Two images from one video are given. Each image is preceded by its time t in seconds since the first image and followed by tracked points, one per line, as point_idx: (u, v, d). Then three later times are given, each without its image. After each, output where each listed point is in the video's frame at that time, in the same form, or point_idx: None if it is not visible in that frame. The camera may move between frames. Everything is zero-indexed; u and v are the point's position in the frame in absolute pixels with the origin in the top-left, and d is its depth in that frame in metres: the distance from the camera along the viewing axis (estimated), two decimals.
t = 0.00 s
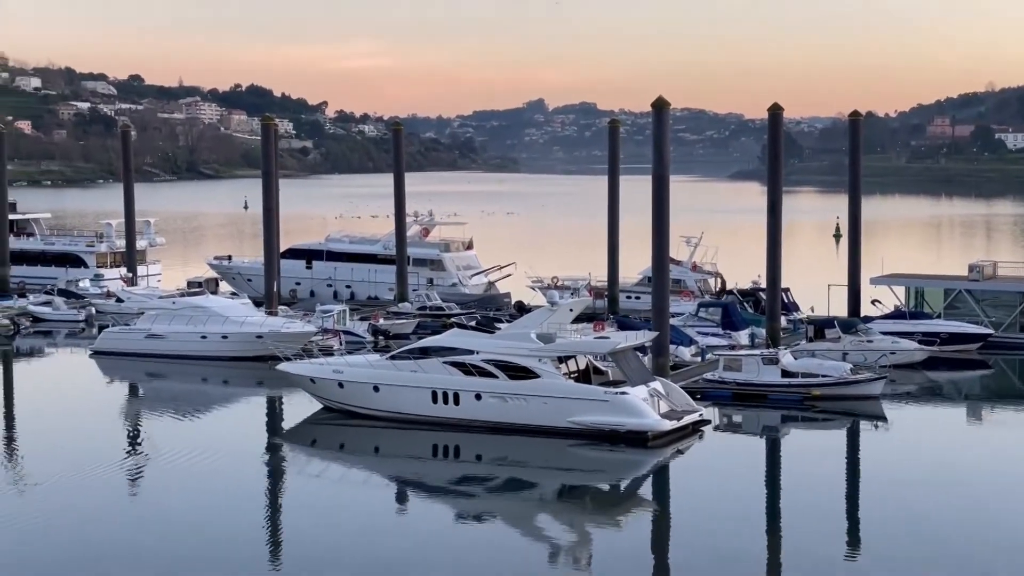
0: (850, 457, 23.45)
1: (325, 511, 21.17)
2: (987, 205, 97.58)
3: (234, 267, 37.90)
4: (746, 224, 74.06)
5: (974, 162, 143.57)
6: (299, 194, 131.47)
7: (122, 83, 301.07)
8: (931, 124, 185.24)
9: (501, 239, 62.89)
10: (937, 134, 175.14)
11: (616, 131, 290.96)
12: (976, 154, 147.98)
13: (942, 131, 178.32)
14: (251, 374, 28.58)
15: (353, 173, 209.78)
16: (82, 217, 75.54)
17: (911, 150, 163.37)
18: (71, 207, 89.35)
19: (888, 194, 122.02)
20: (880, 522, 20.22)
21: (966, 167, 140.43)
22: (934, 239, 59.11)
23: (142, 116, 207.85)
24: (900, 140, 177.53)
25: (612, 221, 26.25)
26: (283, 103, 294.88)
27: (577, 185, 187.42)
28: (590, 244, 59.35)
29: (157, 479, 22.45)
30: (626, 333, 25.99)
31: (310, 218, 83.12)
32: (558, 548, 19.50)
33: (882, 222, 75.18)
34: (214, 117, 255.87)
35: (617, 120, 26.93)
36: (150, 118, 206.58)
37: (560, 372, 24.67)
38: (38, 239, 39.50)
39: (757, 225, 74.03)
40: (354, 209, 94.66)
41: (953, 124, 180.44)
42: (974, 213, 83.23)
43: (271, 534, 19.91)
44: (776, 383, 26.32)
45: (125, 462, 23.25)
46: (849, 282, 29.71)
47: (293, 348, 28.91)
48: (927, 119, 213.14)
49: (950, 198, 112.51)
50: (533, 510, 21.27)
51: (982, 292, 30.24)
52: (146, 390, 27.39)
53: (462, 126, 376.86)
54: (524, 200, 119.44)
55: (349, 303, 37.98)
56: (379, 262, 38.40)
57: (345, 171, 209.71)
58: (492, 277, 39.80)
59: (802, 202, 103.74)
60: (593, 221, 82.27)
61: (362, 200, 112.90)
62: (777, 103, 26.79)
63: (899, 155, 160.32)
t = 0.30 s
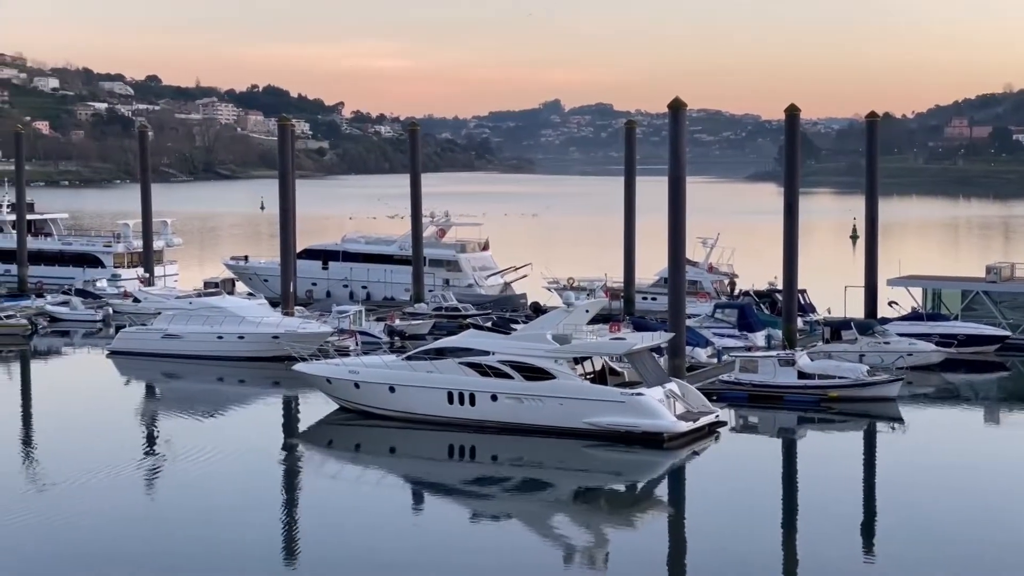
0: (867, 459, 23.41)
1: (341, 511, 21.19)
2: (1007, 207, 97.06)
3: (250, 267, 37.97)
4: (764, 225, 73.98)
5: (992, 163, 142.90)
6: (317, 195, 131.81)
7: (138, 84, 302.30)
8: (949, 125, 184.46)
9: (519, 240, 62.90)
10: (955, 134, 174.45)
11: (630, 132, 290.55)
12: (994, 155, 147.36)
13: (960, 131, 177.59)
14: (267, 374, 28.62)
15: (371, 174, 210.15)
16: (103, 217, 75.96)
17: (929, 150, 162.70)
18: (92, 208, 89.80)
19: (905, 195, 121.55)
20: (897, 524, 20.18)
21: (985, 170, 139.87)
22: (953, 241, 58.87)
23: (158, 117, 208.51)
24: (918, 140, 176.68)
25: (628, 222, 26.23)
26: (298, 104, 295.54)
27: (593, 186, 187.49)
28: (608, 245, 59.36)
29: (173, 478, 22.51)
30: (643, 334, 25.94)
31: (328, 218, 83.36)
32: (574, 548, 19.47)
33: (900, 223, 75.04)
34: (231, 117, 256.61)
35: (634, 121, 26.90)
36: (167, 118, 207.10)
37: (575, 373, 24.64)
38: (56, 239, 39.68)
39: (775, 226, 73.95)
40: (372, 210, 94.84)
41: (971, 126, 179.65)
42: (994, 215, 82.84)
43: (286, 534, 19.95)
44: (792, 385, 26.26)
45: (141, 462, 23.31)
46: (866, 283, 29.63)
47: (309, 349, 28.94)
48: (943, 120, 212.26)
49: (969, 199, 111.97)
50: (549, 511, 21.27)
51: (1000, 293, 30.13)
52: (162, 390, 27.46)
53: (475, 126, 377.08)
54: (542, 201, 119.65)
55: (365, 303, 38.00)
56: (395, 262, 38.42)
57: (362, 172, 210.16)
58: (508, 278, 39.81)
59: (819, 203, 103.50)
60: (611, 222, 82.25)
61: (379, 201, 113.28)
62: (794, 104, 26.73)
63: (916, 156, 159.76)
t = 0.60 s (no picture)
0: (885, 462, 23.34)
1: (357, 513, 21.20)
2: None
3: (268, 268, 38.04)
4: (783, 228, 73.87)
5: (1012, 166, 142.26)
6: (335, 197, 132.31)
7: (156, 86, 303.76)
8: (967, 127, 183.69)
9: (538, 242, 62.94)
10: (974, 137, 173.70)
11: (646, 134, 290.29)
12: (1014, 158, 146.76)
13: (979, 134, 176.86)
14: (284, 376, 28.66)
15: (388, 175, 210.48)
16: (124, 219, 76.37)
17: (948, 153, 162.09)
18: (114, 209, 90.31)
19: (924, 199, 121.07)
20: (915, 527, 20.13)
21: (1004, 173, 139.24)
22: (972, 243, 58.67)
23: (176, 119, 209.43)
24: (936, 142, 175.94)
25: (645, 224, 26.19)
26: (314, 106, 296.40)
27: (610, 188, 187.43)
28: (626, 246, 59.35)
29: (191, 480, 22.56)
30: (660, 337, 25.89)
31: (346, 220, 83.61)
32: (590, 551, 19.44)
33: (918, 225, 74.86)
34: (250, 119, 257.54)
35: (651, 124, 26.86)
36: (185, 120, 207.91)
37: (593, 375, 24.59)
38: (75, 241, 39.88)
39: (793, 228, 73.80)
40: (392, 213, 95.13)
41: (990, 128, 178.88)
42: (1016, 218, 82.49)
43: (303, 535, 19.99)
44: (810, 388, 26.19)
45: (159, 463, 23.37)
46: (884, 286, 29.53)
47: (326, 351, 28.97)
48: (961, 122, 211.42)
49: (988, 202, 111.54)
50: (565, 513, 21.24)
51: (1019, 297, 30.00)
52: (180, 391, 27.53)
53: (490, 128, 377.26)
54: (560, 203, 119.84)
55: (382, 305, 38.04)
56: (412, 264, 38.45)
57: (380, 174, 210.64)
58: (525, 280, 39.82)
59: (838, 205, 103.24)
60: (630, 224, 82.26)
61: (398, 203, 113.64)
62: (812, 106, 26.65)
63: (935, 159, 159.25)
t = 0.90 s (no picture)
0: (904, 465, 23.27)
1: (375, 514, 21.22)
2: None
3: (286, 270, 38.10)
4: (802, 230, 73.68)
5: None
6: (353, 199, 132.62)
7: (172, 88, 305.11)
8: (986, 130, 182.89)
9: (558, 244, 62.96)
10: (993, 140, 172.93)
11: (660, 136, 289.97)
12: None
13: (998, 137, 176.12)
14: (302, 377, 28.69)
15: (405, 177, 210.66)
16: (145, 221, 76.75)
17: (967, 156, 161.49)
18: (137, 211, 90.77)
19: (943, 201, 120.57)
20: (934, 531, 20.08)
21: None
22: (992, 246, 58.44)
23: (194, 121, 210.17)
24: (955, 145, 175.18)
25: (663, 226, 26.17)
26: (330, 108, 297.23)
27: (630, 189, 187.68)
28: (646, 248, 59.34)
29: (210, 481, 22.61)
30: (677, 339, 25.88)
31: (367, 222, 83.85)
32: (607, 554, 19.41)
33: (938, 228, 74.69)
34: (266, 121, 258.33)
35: (669, 126, 26.84)
36: (202, 122, 208.64)
37: (610, 378, 24.67)
38: (94, 242, 40.05)
39: (814, 230, 73.67)
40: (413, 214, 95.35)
41: (1009, 131, 178.10)
42: None
43: (321, 536, 20.02)
44: (828, 390, 26.16)
45: (177, 464, 23.42)
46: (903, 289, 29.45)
47: (343, 352, 28.99)
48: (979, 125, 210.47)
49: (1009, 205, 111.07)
50: (583, 516, 21.23)
51: None
52: (198, 392, 27.59)
53: (505, 130, 377.34)
54: (577, 205, 120.07)
55: (399, 307, 38.08)
56: (429, 266, 38.48)
57: (397, 176, 210.84)
58: (542, 282, 39.84)
59: (857, 208, 102.98)
60: (651, 226, 82.19)
61: (416, 205, 114.06)
62: (830, 108, 26.59)
63: (954, 161, 158.66)
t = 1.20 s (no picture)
0: (921, 468, 23.21)
1: (392, 515, 21.24)
2: None
3: (303, 272, 38.16)
4: (821, 233, 73.41)
5: None
6: (369, 200, 132.61)
7: (188, 89, 306.24)
8: (1004, 131, 182.00)
9: (575, 247, 62.90)
10: (1011, 141, 172.05)
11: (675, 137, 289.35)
12: None
13: (1016, 138, 175.21)
14: (319, 379, 28.73)
15: (421, 179, 210.61)
16: (165, 224, 77.06)
17: (986, 158, 160.74)
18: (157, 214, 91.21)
19: (962, 203, 119.89)
20: (952, 534, 20.03)
21: None
22: (1012, 249, 58.13)
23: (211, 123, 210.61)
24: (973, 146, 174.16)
25: (679, 228, 26.11)
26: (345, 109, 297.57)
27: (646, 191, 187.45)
28: (664, 251, 59.27)
29: (226, 482, 22.64)
30: (694, 342, 25.85)
31: (386, 225, 84.06)
32: (624, 556, 19.40)
33: (956, 230, 74.49)
34: (282, 123, 258.80)
35: (686, 128, 26.80)
36: (218, 124, 209.08)
37: (626, 380, 24.68)
38: (111, 244, 40.18)
39: (832, 233, 73.54)
40: (431, 217, 95.31)
41: None
42: None
43: (337, 538, 20.04)
44: (845, 393, 26.09)
45: (193, 465, 23.47)
46: (921, 292, 29.37)
47: (360, 354, 29.02)
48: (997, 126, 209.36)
49: None
50: (599, 518, 21.22)
51: None
52: (215, 394, 27.65)
53: (518, 131, 377.36)
54: (594, 207, 119.98)
55: (416, 309, 38.12)
56: (446, 268, 38.50)
57: (414, 178, 210.76)
58: (559, 285, 39.84)
59: (875, 210, 102.58)
60: (669, 228, 82.12)
61: (433, 207, 114.12)
62: (848, 111, 26.51)
63: (972, 164, 157.88)
